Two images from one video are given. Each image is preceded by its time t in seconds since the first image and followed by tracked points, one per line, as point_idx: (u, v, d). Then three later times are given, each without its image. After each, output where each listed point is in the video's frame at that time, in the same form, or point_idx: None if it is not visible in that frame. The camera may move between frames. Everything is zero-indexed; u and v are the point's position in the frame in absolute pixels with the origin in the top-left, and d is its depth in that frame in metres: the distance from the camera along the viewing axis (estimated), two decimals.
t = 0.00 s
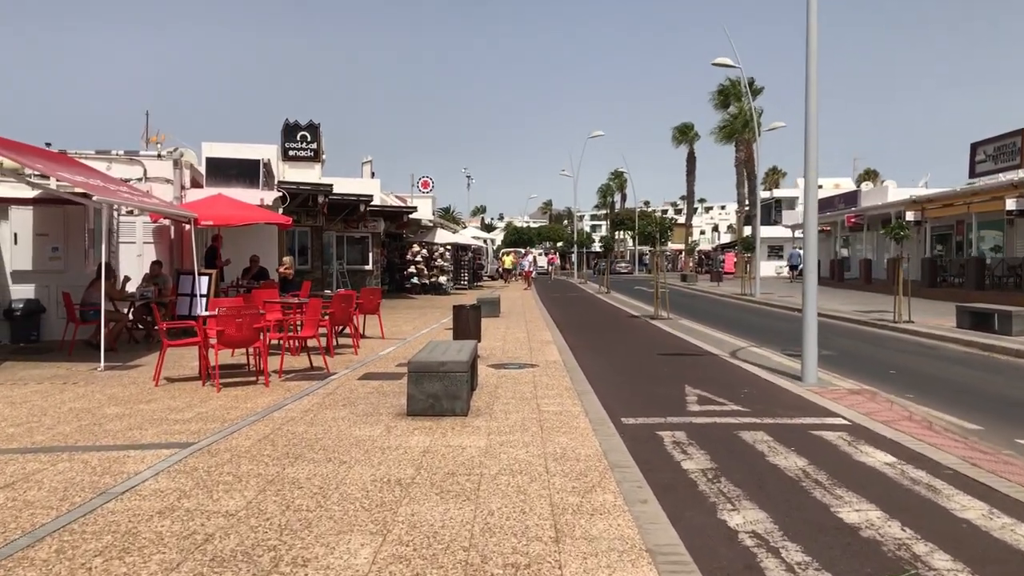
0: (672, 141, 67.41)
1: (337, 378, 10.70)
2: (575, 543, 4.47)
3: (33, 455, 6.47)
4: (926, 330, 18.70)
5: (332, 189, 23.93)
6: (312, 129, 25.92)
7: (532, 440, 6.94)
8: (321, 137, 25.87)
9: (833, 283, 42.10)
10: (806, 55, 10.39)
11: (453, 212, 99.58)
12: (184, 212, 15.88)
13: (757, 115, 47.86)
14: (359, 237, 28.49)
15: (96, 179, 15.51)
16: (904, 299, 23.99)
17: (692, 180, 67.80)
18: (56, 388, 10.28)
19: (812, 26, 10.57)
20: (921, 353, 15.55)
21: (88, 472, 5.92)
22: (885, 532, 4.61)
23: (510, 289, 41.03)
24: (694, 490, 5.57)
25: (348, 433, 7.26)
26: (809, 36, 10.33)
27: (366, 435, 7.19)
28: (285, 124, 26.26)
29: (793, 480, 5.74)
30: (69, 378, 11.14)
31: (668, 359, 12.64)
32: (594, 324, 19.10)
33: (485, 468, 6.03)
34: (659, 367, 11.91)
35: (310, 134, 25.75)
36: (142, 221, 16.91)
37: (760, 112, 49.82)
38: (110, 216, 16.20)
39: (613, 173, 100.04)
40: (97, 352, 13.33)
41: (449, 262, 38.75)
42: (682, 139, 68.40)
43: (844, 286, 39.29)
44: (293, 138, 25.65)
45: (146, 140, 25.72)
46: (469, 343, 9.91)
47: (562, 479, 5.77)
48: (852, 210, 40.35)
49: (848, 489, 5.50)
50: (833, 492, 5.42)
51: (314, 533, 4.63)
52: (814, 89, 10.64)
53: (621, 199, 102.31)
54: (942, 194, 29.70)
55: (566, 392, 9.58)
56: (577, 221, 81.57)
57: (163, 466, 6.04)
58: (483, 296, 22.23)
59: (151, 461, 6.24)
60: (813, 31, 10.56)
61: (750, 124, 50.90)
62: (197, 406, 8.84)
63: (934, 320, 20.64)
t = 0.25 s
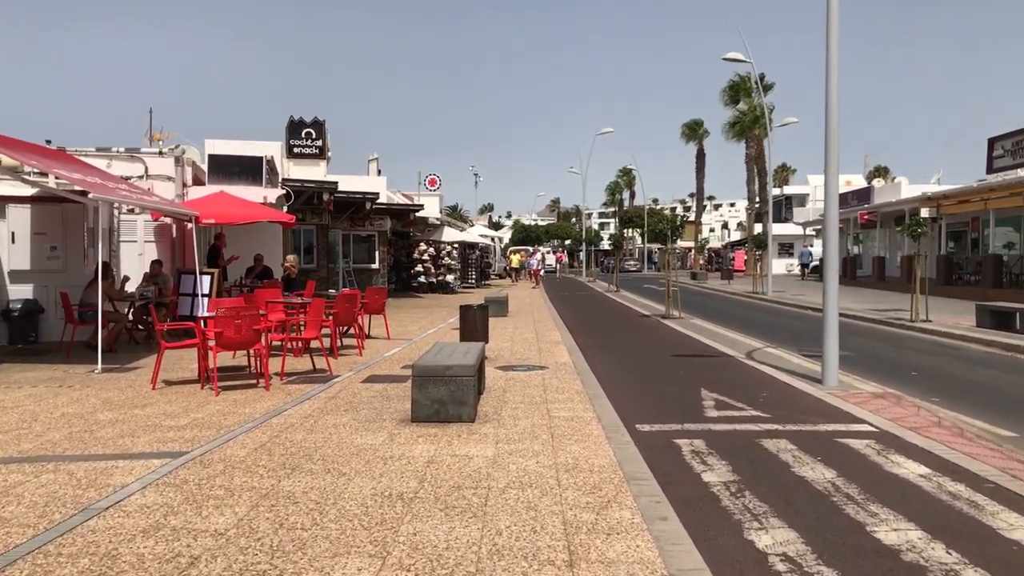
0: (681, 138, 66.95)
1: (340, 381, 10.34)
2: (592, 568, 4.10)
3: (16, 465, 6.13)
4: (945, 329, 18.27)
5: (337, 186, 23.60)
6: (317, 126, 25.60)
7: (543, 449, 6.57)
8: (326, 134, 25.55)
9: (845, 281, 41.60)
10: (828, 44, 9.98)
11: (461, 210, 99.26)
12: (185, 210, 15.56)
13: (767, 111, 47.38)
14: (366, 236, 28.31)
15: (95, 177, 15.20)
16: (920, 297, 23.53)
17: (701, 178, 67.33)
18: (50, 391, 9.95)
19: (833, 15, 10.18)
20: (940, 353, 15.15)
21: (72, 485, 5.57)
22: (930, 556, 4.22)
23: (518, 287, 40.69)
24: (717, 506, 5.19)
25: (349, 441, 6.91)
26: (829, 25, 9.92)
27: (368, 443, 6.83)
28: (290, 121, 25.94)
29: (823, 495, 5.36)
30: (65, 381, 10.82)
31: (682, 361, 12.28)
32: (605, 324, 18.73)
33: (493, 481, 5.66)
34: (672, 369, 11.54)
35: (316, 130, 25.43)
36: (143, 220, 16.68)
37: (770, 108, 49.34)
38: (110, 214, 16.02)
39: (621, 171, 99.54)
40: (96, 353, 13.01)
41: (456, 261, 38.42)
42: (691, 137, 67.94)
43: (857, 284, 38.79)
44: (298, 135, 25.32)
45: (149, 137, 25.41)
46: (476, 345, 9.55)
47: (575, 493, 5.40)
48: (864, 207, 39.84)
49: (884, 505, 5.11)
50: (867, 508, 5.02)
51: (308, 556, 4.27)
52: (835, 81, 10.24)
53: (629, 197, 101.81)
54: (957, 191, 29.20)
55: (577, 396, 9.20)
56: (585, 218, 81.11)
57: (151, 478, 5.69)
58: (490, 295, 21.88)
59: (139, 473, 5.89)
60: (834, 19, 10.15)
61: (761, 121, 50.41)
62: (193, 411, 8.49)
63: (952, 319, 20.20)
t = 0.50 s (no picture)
0: (701, 136, 66.31)
1: (356, 382, 10.07)
2: None
3: (16, 472, 5.87)
4: (976, 330, 17.76)
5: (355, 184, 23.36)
6: (335, 123, 25.39)
7: (567, 458, 6.24)
8: (344, 132, 25.34)
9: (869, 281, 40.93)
10: (863, 34, 9.57)
11: (479, 209, 99.00)
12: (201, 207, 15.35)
13: (789, 109, 46.73)
14: (385, 235, 27.95)
15: (109, 174, 15.01)
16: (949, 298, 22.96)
17: (721, 176, 66.65)
18: (60, 392, 9.73)
19: (868, 4, 9.77)
20: (974, 355, 14.67)
21: (72, 494, 5.31)
22: None
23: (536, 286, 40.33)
24: (755, 522, 4.85)
25: (364, 447, 6.60)
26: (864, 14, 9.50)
27: (383, 450, 6.53)
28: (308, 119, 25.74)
29: (868, 510, 5.00)
30: (76, 381, 10.60)
31: (707, 363, 11.92)
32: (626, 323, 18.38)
33: (515, 492, 5.34)
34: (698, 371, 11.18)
35: (334, 128, 25.22)
36: (159, 217, 16.50)
37: (792, 105, 48.67)
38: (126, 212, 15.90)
39: (640, 169, 98.92)
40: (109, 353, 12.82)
41: (474, 259, 38.13)
42: (711, 135, 67.28)
43: (881, 284, 38.12)
44: (316, 133, 25.12)
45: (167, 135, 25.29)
46: (495, 346, 9.23)
47: (602, 506, 5.07)
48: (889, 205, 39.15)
49: (936, 522, 4.74)
50: (918, 526, 4.66)
51: None
52: (869, 73, 9.83)
53: (649, 196, 101.17)
54: (985, 188, 28.55)
55: (601, 400, 8.87)
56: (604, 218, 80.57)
57: (155, 487, 5.41)
58: (509, 294, 21.56)
59: (143, 481, 5.61)
60: (869, 8, 9.73)
61: (783, 118, 49.75)
62: (204, 414, 8.23)
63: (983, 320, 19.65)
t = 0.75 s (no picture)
0: (719, 138, 65.69)
1: (369, 389, 9.72)
2: None
3: (6, 487, 5.55)
4: (1007, 336, 17.23)
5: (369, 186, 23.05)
6: (350, 125, 25.12)
7: (590, 474, 5.86)
8: (359, 133, 25.07)
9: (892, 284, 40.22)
10: (897, 27, 9.14)
11: (495, 212, 98.76)
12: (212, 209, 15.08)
13: (809, 110, 46.12)
14: (400, 237, 27.71)
15: (121, 176, 14.78)
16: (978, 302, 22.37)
17: (740, 179, 65.99)
18: (64, 398, 9.45)
19: None
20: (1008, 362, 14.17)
21: (62, 511, 4.97)
22: None
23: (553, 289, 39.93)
24: (797, 547, 4.46)
25: (374, 460, 6.25)
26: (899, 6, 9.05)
27: (395, 463, 6.17)
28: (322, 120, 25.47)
29: (922, 535, 4.60)
30: (82, 387, 10.33)
31: (732, 369, 11.52)
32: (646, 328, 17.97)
33: (536, 512, 4.97)
34: (722, 379, 10.77)
35: (349, 130, 24.95)
36: (171, 219, 16.23)
37: (812, 106, 48.04)
38: (136, 215, 15.59)
39: (657, 171, 98.33)
40: (117, 358, 12.56)
41: (490, 262, 37.78)
42: (729, 137, 66.66)
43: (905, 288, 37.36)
44: (330, 134, 24.85)
45: (181, 137, 25.09)
46: (513, 353, 8.86)
47: (629, 529, 4.70)
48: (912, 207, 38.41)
49: (998, 551, 4.33)
50: (978, 555, 4.27)
51: None
52: (905, 68, 9.39)
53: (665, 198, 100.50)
54: (1013, 190, 27.88)
55: (623, 409, 8.48)
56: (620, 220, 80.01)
57: (151, 504, 5.07)
58: (525, 298, 21.19)
59: (139, 497, 5.28)
60: None
61: (802, 119, 49.12)
62: (210, 423, 7.91)
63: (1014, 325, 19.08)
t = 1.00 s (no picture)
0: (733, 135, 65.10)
1: (376, 393, 9.41)
2: None
3: None
4: None
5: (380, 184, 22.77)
6: (361, 123, 24.87)
7: (606, 488, 5.53)
8: (370, 131, 24.82)
9: (910, 283, 39.59)
10: (927, 17, 8.75)
11: (507, 211, 98.47)
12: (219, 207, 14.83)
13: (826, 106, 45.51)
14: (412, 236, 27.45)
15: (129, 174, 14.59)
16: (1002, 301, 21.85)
17: (754, 177, 65.39)
18: (64, 402, 9.20)
19: None
20: None
21: (45, 528, 4.68)
22: None
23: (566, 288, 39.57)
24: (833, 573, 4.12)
25: (379, 472, 5.94)
26: None
27: (401, 475, 5.86)
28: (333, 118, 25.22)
29: (967, 559, 4.24)
30: (84, 390, 10.08)
31: (751, 373, 11.15)
32: (662, 329, 17.60)
33: (549, 531, 4.64)
34: (742, 383, 10.41)
35: (359, 128, 24.69)
36: (178, 218, 16.12)
37: (829, 103, 47.44)
38: (144, 213, 15.36)
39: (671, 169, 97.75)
40: (122, 359, 12.33)
41: (503, 261, 37.46)
42: (743, 134, 66.07)
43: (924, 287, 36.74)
44: (341, 133, 24.60)
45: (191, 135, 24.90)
46: (525, 357, 8.53)
47: (650, 551, 4.36)
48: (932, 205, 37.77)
49: None
50: None
51: None
52: (935, 59, 8.98)
53: (679, 196, 99.87)
54: None
55: (640, 416, 8.14)
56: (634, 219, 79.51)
57: (140, 521, 4.78)
58: (537, 297, 20.85)
59: (129, 512, 4.99)
60: None
61: (818, 116, 48.55)
62: (211, 428, 7.63)
63: None
